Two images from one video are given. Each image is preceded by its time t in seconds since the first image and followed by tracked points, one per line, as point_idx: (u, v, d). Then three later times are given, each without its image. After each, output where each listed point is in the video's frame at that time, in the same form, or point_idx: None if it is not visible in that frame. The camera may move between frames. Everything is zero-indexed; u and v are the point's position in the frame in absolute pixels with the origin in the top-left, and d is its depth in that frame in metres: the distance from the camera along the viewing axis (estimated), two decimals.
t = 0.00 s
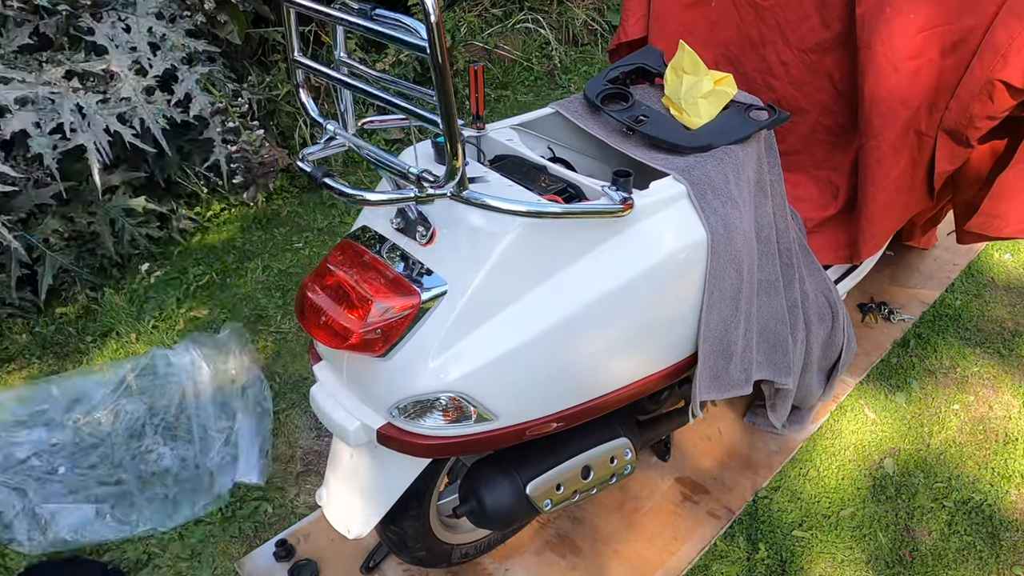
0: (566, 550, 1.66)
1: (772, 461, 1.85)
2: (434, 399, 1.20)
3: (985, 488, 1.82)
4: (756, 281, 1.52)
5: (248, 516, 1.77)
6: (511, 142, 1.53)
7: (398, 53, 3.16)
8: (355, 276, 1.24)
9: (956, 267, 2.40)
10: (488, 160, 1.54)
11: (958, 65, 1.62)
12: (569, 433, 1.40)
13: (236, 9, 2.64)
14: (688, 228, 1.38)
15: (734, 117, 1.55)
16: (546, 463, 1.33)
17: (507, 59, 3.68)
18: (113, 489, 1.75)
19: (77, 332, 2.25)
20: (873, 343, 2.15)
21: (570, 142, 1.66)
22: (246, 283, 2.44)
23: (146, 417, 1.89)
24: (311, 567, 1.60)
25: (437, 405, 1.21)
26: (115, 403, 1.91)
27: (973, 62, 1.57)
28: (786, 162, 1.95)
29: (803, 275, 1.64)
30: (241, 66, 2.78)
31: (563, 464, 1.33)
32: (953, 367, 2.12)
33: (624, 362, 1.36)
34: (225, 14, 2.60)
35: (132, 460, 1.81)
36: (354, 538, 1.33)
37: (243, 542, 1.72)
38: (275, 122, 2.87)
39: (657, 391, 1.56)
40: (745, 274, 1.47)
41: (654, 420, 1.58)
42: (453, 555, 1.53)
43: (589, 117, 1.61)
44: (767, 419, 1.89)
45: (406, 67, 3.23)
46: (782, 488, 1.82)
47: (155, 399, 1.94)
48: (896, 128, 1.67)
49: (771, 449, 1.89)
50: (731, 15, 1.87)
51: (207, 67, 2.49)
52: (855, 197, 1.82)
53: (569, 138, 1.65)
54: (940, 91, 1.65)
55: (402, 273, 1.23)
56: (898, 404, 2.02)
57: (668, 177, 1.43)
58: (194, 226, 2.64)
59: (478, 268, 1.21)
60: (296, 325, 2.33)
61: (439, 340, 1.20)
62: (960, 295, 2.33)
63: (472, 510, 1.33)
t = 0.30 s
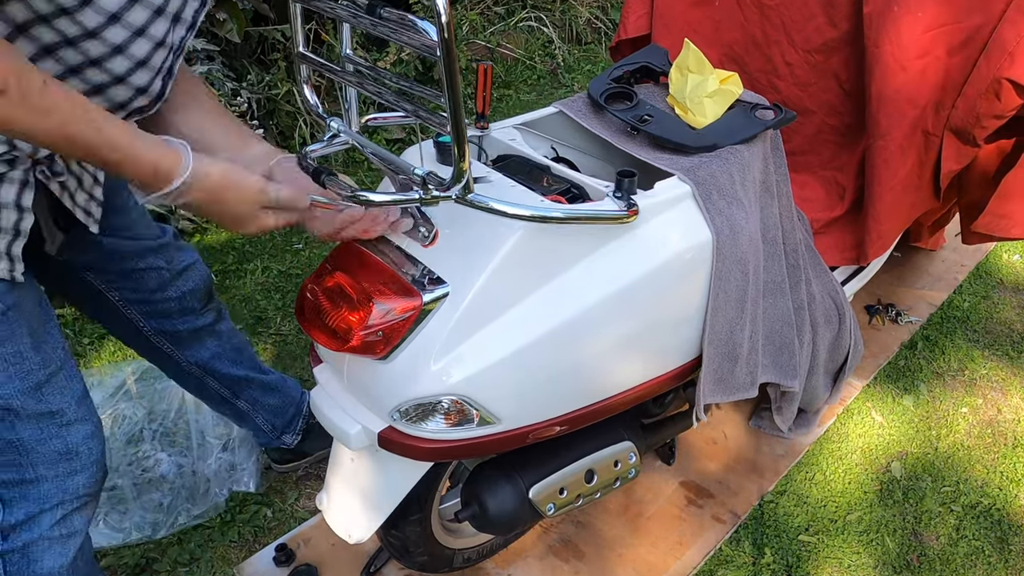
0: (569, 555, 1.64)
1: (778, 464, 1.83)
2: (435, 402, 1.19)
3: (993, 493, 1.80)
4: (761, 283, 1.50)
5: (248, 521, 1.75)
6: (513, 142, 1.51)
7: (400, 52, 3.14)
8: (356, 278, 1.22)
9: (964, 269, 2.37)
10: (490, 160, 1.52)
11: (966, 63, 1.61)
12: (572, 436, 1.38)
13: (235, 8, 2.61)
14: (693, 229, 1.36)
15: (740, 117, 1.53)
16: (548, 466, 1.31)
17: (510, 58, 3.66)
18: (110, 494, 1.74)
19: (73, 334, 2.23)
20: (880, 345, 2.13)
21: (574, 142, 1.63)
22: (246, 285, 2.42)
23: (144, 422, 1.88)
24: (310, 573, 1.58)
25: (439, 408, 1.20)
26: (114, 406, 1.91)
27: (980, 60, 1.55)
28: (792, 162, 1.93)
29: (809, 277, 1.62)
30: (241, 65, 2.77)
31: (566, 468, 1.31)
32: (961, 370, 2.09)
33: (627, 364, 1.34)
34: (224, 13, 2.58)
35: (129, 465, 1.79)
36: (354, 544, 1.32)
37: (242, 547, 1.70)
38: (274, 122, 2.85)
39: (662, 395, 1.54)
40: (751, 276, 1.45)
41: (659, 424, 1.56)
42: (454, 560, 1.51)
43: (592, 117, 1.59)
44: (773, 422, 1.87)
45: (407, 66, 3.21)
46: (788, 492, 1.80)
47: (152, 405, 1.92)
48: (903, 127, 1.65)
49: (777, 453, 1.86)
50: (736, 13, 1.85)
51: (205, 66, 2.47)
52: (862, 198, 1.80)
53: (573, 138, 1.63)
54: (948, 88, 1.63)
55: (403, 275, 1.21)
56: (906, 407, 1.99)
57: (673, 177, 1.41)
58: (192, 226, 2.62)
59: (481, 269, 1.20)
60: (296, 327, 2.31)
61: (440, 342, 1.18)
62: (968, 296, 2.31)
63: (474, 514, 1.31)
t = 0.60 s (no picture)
0: (572, 559, 1.62)
1: (783, 468, 1.81)
2: (437, 405, 1.17)
3: (1001, 496, 1.79)
4: (766, 284, 1.49)
5: (248, 525, 1.74)
6: (516, 142, 1.50)
7: (401, 51, 3.12)
8: (357, 280, 1.21)
9: (970, 270, 2.35)
10: (492, 160, 1.50)
11: (973, 63, 1.59)
12: (575, 439, 1.36)
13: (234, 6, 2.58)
14: (697, 230, 1.35)
15: (745, 116, 1.51)
16: (551, 470, 1.30)
17: (512, 56, 3.64)
18: (108, 498, 1.73)
19: (71, 336, 2.21)
20: (886, 347, 2.11)
21: (576, 142, 1.62)
22: (246, 286, 2.40)
23: (141, 426, 1.87)
24: None
25: (441, 411, 1.18)
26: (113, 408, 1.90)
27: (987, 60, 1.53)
28: (797, 163, 1.91)
29: (814, 278, 1.61)
30: (240, 63, 2.75)
31: (569, 472, 1.30)
32: (968, 372, 2.07)
33: (631, 366, 1.33)
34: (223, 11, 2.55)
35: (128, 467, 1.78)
36: (355, 547, 1.30)
37: (242, 551, 1.69)
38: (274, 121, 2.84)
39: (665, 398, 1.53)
40: (755, 277, 1.43)
41: (663, 427, 1.55)
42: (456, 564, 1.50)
43: (595, 116, 1.57)
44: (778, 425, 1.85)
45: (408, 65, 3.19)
46: (793, 495, 1.78)
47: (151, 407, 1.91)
48: (909, 127, 1.63)
49: (782, 456, 1.84)
50: (741, 12, 1.84)
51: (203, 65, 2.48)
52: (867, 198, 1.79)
53: (576, 138, 1.61)
54: (956, 88, 1.62)
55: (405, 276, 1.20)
56: (912, 410, 1.97)
57: (677, 177, 1.39)
58: (192, 227, 2.61)
59: (483, 270, 1.18)
60: (296, 329, 2.30)
61: (442, 344, 1.17)
62: (975, 298, 2.29)
63: (476, 518, 1.29)
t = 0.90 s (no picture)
0: (575, 564, 1.60)
1: (789, 471, 1.79)
2: (438, 408, 1.15)
3: (1010, 501, 1.77)
4: (772, 286, 1.47)
5: (248, 530, 1.72)
6: (518, 142, 1.48)
7: (402, 50, 3.10)
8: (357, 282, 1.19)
9: (979, 271, 2.33)
10: (494, 160, 1.48)
11: (982, 62, 1.57)
12: (579, 443, 1.34)
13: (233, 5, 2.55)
14: (701, 231, 1.33)
15: (750, 116, 1.49)
16: (555, 474, 1.28)
17: (514, 55, 3.63)
18: (105, 503, 1.71)
19: (68, 339, 2.19)
20: (893, 350, 2.08)
21: (579, 142, 1.59)
22: (246, 288, 2.39)
23: (136, 432, 1.85)
24: None
25: (442, 414, 1.16)
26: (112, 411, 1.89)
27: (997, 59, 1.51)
28: (803, 162, 1.89)
29: (820, 280, 1.59)
30: (239, 62, 2.74)
31: (572, 476, 1.28)
32: (976, 375, 2.05)
33: (635, 369, 1.31)
34: (222, 10, 2.54)
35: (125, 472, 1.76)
36: (355, 551, 1.29)
37: (241, 556, 1.68)
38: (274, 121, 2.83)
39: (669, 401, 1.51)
40: (761, 279, 1.41)
41: (667, 430, 1.53)
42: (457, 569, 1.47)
43: (598, 116, 1.55)
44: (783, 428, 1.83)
45: (409, 64, 3.18)
46: (799, 499, 1.76)
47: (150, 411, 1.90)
48: (916, 127, 1.61)
49: (788, 460, 1.82)
50: (746, 10, 1.81)
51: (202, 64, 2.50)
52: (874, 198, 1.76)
53: (579, 138, 1.59)
54: (964, 88, 1.59)
55: (405, 277, 1.18)
56: (920, 413, 1.95)
57: (682, 178, 1.37)
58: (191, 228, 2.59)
59: (484, 273, 1.16)
60: (296, 331, 2.28)
61: (443, 347, 1.15)
62: (983, 299, 2.27)
63: (477, 523, 1.27)
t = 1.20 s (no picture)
0: (578, 568, 1.59)
1: (794, 475, 1.77)
2: (439, 411, 1.14)
3: (1017, 505, 1.75)
4: (777, 287, 1.45)
5: (248, 533, 1.71)
6: (520, 141, 1.46)
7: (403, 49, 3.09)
8: (357, 284, 1.17)
9: (985, 272, 2.31)
10: (496, 160, 1.47)
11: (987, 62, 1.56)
12: (582, 446, 1.33)
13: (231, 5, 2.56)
14: (706, 231, 1.31)
15: (755, 115, 1.47)
16: (557, 477, 1.27)
17: (516, 54, 3.61)
18: (104, 505, 1.69)
19: (66, 340, 2.18)
20: (900, 351, 2.06)
21: (582, 142, 1.58)
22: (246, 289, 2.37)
23: (135, 435, 1.84)
24: None
25: (444, 417, 1.15)
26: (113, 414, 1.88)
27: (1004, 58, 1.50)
28: (808, 162, 1.87)
29: (826, 281, 1.57)
30: (238, 61, 2.73)
31: (574, 479, 1.26)
32: (983, 377, 2.03)
33: (638, 371, 1.29)
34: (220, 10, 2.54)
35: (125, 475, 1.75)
36: (356, 555, 1.27)
37: (241, 560, 1.66)
38: (273, 121, 2.82)
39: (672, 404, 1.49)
40: (766, 279, 1.40)
41: (671, 433, 1.51)
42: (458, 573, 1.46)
43: (601, 115, 1.54)
44: (789, 431, 1.81)
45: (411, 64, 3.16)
46: (805, 503, 1.74)
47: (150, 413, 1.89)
48: (922, 127, 1.59)
49: (793, 463, 1.80)
50: (750, 9, 1.80)
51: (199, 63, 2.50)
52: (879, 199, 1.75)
53: (581, 137, 1.57)
54: (969, 88, 1.58)
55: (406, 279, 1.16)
56: (926, 415, 1.93)
57: (686, 178, 1.36)
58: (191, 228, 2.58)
59: (486, 273, 1.15)
60: (296, 333, 2.27)
61: (445, 348, 1.13)
62: (989, 301, 2.25)
63: (479, 527, 1.25)
